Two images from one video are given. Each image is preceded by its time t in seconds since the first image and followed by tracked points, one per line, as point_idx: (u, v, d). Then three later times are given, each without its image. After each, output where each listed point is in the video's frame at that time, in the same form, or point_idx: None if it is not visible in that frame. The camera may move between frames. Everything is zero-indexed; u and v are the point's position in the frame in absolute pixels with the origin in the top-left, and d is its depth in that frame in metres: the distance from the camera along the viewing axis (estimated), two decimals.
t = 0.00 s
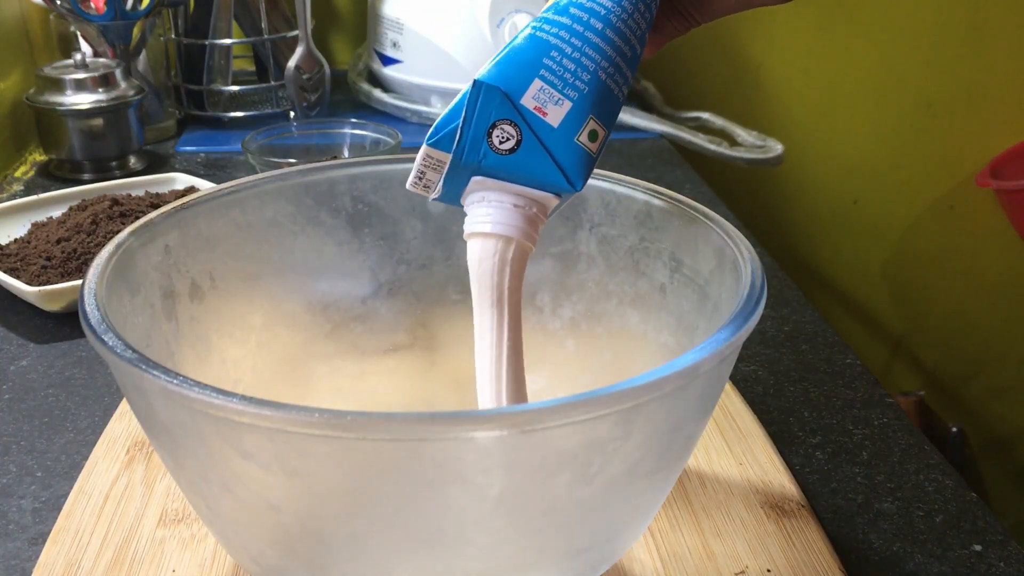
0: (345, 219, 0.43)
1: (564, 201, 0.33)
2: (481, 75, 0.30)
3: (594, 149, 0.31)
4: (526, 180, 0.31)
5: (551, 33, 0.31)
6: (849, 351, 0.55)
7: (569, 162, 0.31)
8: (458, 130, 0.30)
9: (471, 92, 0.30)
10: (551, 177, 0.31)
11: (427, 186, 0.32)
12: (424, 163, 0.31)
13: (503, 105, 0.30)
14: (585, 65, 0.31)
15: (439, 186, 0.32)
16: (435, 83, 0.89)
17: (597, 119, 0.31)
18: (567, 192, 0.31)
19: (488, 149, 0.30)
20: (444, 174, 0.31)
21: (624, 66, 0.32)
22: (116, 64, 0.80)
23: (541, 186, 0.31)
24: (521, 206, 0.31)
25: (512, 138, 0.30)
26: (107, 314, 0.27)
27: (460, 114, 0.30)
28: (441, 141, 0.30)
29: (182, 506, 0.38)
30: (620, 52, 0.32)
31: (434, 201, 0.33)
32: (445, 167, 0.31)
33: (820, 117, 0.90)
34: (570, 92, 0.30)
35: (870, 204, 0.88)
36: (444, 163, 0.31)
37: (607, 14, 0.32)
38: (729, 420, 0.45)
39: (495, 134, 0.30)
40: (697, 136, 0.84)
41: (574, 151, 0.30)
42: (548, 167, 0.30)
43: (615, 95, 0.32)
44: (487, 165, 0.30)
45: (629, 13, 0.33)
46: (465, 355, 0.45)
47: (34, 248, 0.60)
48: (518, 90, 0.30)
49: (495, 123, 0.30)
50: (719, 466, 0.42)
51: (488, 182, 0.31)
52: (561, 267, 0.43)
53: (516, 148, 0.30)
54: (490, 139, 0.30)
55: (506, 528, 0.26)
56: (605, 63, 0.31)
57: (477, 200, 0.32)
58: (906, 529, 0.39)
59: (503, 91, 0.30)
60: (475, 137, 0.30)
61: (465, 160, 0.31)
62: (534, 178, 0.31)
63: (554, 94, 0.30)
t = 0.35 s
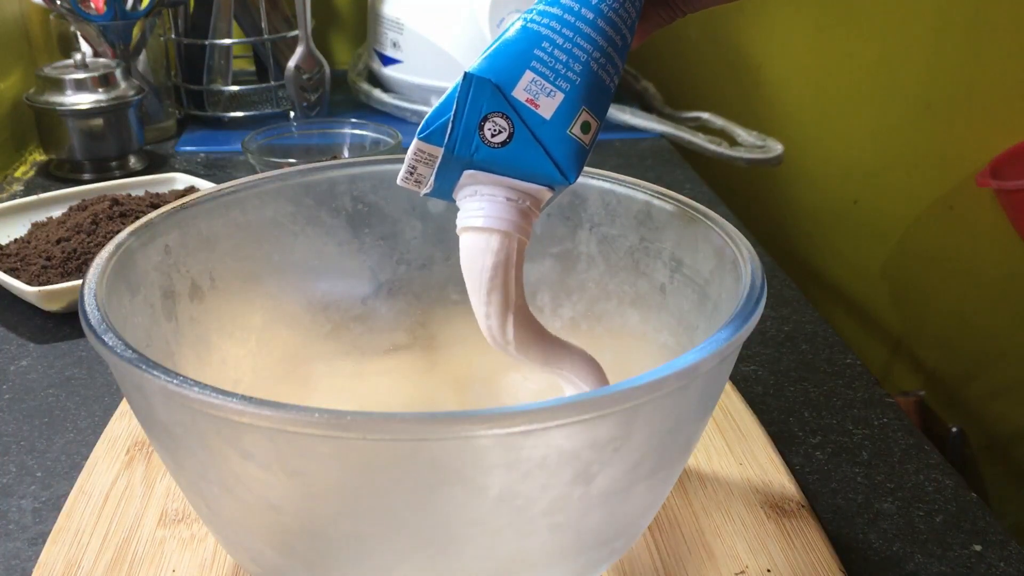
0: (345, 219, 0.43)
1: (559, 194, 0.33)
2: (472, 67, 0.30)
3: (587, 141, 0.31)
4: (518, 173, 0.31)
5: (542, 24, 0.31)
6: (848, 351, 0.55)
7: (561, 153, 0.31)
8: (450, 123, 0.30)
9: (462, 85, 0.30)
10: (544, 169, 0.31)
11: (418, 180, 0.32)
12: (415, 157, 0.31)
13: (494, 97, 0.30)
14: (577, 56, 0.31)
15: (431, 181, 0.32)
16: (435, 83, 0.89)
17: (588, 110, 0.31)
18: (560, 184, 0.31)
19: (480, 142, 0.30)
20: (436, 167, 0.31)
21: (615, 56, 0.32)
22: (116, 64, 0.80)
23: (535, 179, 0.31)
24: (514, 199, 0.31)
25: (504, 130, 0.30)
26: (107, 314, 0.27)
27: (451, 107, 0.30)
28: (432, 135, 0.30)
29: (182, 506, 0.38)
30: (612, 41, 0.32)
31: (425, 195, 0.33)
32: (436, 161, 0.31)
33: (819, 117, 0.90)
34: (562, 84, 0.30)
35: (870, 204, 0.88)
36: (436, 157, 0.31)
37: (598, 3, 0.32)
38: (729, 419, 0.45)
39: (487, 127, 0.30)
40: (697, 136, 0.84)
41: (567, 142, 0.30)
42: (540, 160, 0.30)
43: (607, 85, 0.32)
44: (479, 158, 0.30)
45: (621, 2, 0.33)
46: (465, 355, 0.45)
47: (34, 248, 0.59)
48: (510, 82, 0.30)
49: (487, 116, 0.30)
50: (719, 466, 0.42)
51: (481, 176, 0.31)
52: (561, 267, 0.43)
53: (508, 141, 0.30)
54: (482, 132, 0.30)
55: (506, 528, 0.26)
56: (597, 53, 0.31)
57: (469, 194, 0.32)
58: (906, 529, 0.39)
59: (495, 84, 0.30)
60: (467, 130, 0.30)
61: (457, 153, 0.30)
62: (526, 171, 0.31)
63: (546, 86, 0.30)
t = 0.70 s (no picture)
0: (345, 219, 0.43)
1: (555, 201, 0.33)
2: (469, 73, 0.30)
3: (585, 147, 0.31)
4: (515, 180, 0.31)
5: (540, 28, 0.31)
6: (848, 351, 0.55)
7: (559, 160, 0.31)
8: (446, 129, 0.30)
9: (459, 90, 0.30)
10: (542, 176, 0.30)
11: (411, 188, 0.32)
12: (408, 164, 0.31)
13: (492, 103, 0.30)
14: (575, 61, 0.31)
15: (424, 188, 0.32)
16: (435, 83, 0.89)
17: (587, 116, 0.31)
18: (557, 192, 0.31)
19: (477, 149, 0.30)
20: (430, 175, 0.31)
21: (612, 61, 0.32)
22: (116, 63, 0.80)
23: (532, 187, 0.31)
24: (511, 207, 0.31)
25: (501, 137, 0.30)
26: (107, 314, 0.27)
27: (447, 112, 0.30)
28: (427, 141, 0.30)
29: (182, 506, 0.38)
30: (610, 46, 0.32)
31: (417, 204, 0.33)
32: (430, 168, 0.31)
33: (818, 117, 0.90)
34: (560, 90, 0.30)
35: (870, 204, 0.88)
36: (431, 164, 0.31)
37: (597, 7, 0.32)
38: (729, 420, 0.45)
39: (484, 134, 0.30)
40: (697, 137, 0.84)
41: (565, 149, 0.30)
42: (538, 167, 0.30)
43: (604, 91, 0.32)
44: (475, 165, 0.30)
45: (619, 6, 0.33)
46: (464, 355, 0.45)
47: (34, 248, 0.59)
48: (507, 88, 0.30)
49: (484, 122, 0.30)
50: (719, 466, 0.42)
51: (476, 183, 0.31)
52: (561, 267, 0.43)
53: (506, 147, 0.30)
54: (478, 139, 0.30)
55: (505, 529, 0.26)
56: (595, 58, 0.31)
57: (463, 202, 0.32)
58: (906, 528, 0.39)
59: (492, 89, 0.30)
60: (464, 137, 0.30)
61: (453, 160, 0.30)
62: (524, 178, 0.31)
63: (544, 92, 0.30)
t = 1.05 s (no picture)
0: (345, 219, 0.43)
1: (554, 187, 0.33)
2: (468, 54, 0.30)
3: (585, 133, 0.31)
4: (515, 165, 0.31)
5: (544, 10, 0.31)
6: (849, 351, 0.55)
7: (560, 145, 0.31)
8: (446, 111, 0.29)
9: (460, 70, 0.29)
10: (543, 161, 0.30)
11: (404, 172, 0.32)
12: (403, 147, 0.31)
13: (493, 85, 0.29)
14: (579, 44, 0.31)
15: (418, 171, 0.31)
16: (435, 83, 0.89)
17: (588, 100, 0.31)
18: (556, 177, 0.31)
19: (477, 132, 0.30)
20: (427, 158, 0.31)
21: (615, 44, 0.33)
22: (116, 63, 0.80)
23: (531, 171, 0.31)
24: (509, 192, 0.31)
25: (502, 120, 0.30)
26: (107, 314, 0.27)
27: (447, 94, 0.30)
28: (425, 123, 0.30)
29: (182, 506, 0.38)
30: (612, 30, 0.32)
31: (411, 186, 0.33)
32: (425, 151, 0.30)
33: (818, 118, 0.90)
34: (563, 73, 0.30)
35: (870, 204, 0.88)
36: (428, 147, 0.30)
37: None
38: (729, 420, 0.45)
39: (484, 117, 0.30)
40: (697, 136, 0.84)
41: (566, 133, 0.30)
42: (539, 151, 0.30)
43: (606, 75, 0.32)
44: (475, 149, 0.30)
45: None
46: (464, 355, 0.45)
47: (34, 248, 0.59)
48: (509, 70, 0.30)
49: (484, 105, 0.29)
50: (719, 466, 0.42)
51: (474, 168, 0.31)
52: (561, 267, 0.43)
53: (506, 131, 0.30)
54: (478, 122, 0.30)
55: (506, 528, 0.26)
56: (599, 42, 0.31)
57: (459, 187, 0.31)
58: (905, 528, 0.39)
59: (494, 71, 0.29)
60: (464, 119, 0.29)
61: (452, 143, 0.30)
62: (524, 163, 0.30)
63: (546, 75, 0.30)
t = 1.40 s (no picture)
0: (345, 219, 0.43)
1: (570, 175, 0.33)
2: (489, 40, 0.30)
3: (604, 119, 0.31)
4: (534, 153, 0.31)
5: None
6: (849, 351, 0.55)
7: (580, 132, 0.31)
8: (467, 98, 0.29)
9: (481, 57, 0.29)
10: (563, 148, 0.30)
11: (416, 158, 0.32)
12: (419, 133, 0.31)
13: (514, 72, 0.29)
14: (600, 31, 0.31)
15: (433, 158, 0.32)
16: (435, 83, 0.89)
17: (607, 87, 0.31)
18: (575, 165, 0.31)
19: (497, 120, 0.30)
20: (445, 145, 0.31)
21: (634, 29, 0.33)
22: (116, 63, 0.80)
23: (551, 158, 0.31)
24: (526, 178, 0.31)
25: (523, 108, 0.29)
26: (108, 314, 0.27)
27: (468, 80, 0.30)
28: (446, 111, 0.30)
29: (182, 506, 0.38)
30: (631, 16, 0.32)
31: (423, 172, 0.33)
32: (441, 138, 0.31)
33: (818, 118, 0.90)
34: (584, 60, 0.30)
35: (869, 204, 0.88)
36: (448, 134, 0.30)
37: None
38: (729, 420, 0.45)
39: (505, 104, 0.29)
40: (697, 136, 0.84)
41: (586, 121, 0.30)
42: (559, 139, 0.30)
43: (625, 62, 0.32)
44: (495, 137, 0.30)
45: None
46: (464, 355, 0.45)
47: (34, 248, 0.59)
48: (530, 56, 0.30)
49: (505, 92, 0.29)
50: (719, 466, 0.42)
51: (494, 155, 0.31)
52: (561, 267, 0.43)
53: (527, 119, 0.30)
54: (500, 110, 0.29)
55: (506, 528, 0.26)
56: (619, 28, 0.31)
57: (476, 173, 0.32)
58: (905, 528, 0.39)
59: (515, 58, 0.29)
60: (484, 107, 0.29)
61: (472, 131, 0.30)
62: (543, 151, 0.30)
63: (567, 61, 0.30)
